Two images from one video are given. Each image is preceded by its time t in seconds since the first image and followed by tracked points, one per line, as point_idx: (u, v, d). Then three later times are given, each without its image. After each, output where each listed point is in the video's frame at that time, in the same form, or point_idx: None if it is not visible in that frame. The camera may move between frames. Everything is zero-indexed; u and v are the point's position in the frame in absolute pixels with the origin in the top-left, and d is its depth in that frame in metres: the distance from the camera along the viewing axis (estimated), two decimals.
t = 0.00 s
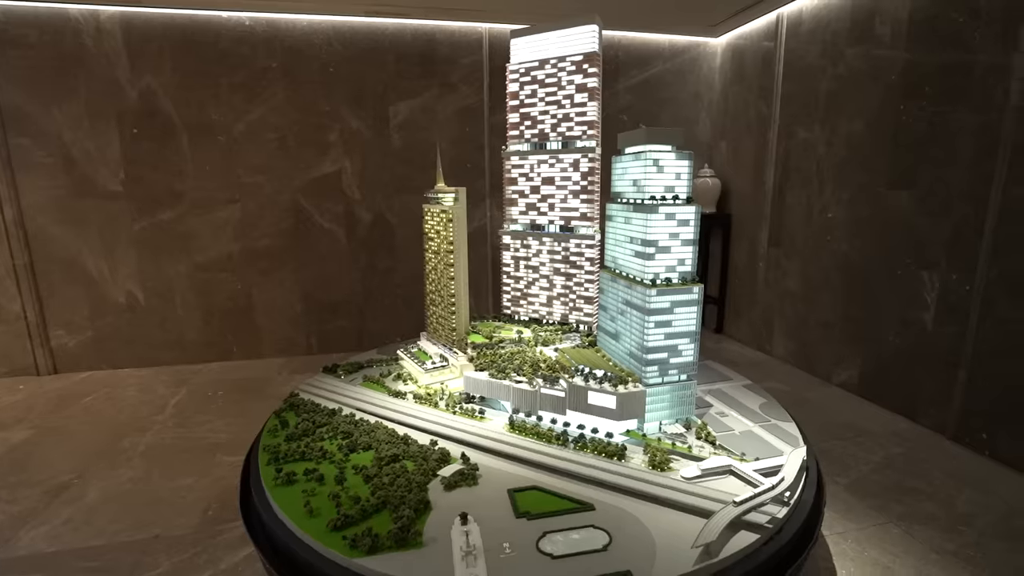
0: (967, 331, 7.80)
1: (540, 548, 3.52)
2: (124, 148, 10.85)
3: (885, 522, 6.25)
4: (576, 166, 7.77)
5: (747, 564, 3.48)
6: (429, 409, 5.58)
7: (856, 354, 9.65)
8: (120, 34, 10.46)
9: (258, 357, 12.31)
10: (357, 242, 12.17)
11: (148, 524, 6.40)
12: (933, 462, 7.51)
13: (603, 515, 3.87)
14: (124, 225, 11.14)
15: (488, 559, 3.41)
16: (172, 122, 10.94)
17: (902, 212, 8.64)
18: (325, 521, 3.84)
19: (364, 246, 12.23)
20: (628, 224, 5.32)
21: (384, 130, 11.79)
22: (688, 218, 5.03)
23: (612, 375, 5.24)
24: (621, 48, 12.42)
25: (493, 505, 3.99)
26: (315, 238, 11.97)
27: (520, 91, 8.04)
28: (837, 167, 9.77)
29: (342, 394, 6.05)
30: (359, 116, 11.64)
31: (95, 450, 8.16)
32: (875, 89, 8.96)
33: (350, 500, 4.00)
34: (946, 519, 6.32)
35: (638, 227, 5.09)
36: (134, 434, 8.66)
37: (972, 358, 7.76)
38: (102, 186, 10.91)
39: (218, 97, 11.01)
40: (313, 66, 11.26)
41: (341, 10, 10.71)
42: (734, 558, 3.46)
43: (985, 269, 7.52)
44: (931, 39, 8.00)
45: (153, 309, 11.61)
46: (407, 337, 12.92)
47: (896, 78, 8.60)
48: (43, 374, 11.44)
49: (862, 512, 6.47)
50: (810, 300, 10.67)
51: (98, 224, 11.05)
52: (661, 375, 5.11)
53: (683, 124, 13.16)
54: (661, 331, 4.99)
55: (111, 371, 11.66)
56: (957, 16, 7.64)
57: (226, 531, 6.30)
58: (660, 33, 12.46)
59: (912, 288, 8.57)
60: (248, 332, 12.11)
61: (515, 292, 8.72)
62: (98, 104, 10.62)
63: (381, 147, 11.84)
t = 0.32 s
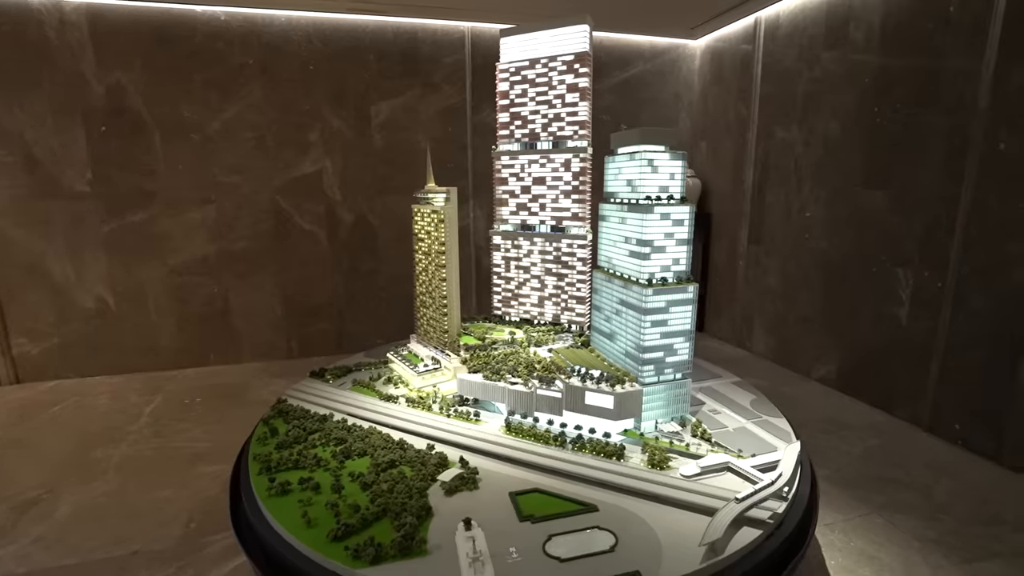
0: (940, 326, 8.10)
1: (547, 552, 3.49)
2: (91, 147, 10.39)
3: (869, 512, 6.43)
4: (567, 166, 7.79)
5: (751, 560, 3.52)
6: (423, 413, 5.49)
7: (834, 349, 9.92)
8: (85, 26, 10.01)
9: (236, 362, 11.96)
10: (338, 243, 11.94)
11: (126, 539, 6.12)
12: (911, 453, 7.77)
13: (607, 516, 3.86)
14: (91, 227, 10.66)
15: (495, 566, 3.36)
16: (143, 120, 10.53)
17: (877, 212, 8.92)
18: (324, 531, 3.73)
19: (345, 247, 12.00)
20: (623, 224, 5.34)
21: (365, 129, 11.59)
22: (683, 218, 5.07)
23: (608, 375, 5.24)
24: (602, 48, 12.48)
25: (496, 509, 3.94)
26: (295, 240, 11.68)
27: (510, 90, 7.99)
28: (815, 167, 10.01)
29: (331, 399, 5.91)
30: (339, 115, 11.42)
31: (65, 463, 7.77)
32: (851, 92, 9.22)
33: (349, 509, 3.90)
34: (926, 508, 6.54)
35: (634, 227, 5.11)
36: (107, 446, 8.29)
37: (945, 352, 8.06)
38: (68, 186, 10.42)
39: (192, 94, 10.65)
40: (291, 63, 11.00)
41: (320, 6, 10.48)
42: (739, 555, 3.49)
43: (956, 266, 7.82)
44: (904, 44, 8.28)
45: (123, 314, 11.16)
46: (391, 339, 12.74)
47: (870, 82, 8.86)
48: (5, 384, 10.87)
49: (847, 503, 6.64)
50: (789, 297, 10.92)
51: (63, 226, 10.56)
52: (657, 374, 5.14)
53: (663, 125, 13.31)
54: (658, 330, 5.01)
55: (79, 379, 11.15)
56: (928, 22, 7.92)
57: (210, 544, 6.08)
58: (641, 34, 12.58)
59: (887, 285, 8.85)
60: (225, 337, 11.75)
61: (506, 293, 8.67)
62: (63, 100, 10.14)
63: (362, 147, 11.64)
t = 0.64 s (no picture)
0: (919, 323, 8.37)
1: (560, 556, 3.46)
2: (61, 144, 9.95)
3: (858, 505, 6.60)
4: (563, 166, 7.79)
5: (761, 558, 3.57)
6: (421, 417, 5.41)
7: (817, 346, 10.16)
8: (54, 19, 9.57)
9: (217, 367, 11.63)
10: (322, 244, 11.71)
11: (109, 554, 5.88)
12: (893, 446, 8.00)
13: (617, 517, 3.85)
14: (62, 228, 10.22)
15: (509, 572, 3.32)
16: (117, 117, 10.13)
17: (858, 211, 9.16)
18: (330, 542, 3.63)
19: (329, 248, 11.77)
20: (623, 225, 5.35)
21: (349, 128, 11.38)
22: (683, 219, 5.12)
23: (609, 376, 5.25)
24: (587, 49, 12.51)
25: (504, 514, 3.90)
26: (277, 241, 11.41)
27: (505, 90, 7.93)
28: (797, 168, 10.23)
29: (325, 405, 5.77)
30: (322, 114, 11.19)
31: (38, 476, 7.43)
32: (832, 95, 9.44)
33: (355, 518, 3.80)
34: (910, 499, 6.75)
35: (635, 228, 5.12)
36: (84, 456, 7.96)
37: (924, 347, 8.32)
38: (36, 186, 9.96)
39: (168, 91, 10.29)
40: (273, 60, 10.73)
41: (302, 2, 10.24)
42: (749, 553, 3.53)
43: (934, 264, 8.08)
44: (883, 49, 8.53)
45: (97, 319, 10.73)
46: (377, 341, 12.56)
47: (850, 85, 9.09)
48: None
49: (836, 497, 6.80)
50: (773, 296, 11.13)
51: (31, 227, 10.09)
52: (658, 374, 5.16)
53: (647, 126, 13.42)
54: (659, 331, 5.04)
55: (49, 387, 10.67)
56: (906, 28, 8.17)
57: (199, 556, 5.88)
58: (625, 35, 12.65)
59: (868, 283, 9.10)
60: (205, 341, 11.40)
61: (501, 294, 8.62)
62: (30, 96, 9.68)
63: (347, 146, 11.43)
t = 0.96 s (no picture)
0: (899, 319, 8.63)
1: (576, 560, 3.45)
2: (31, 143, 9.52)
3: (848, 498, 6.76)
4: (561, 167, 7.81)
5: (772, 555, 3.63)
6: (422, 422, 5.34)
7: (802, 343, 10.39)
8: (22, 11, 9.15)
9: (199, 372, 11.30)
10: (307, 246, 11.48)
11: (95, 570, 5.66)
12: (877, 440, 8.23)
13: (628, 519, 3.86)
14: (32, 230, 9.78)
15: None
16: (91, 114, 9.75)
17: (841, 211, 9.40)
18: (340, 554, 3.54)
19: (315, 250, 11.55)
20: (624, 226, 5.38)
21: (335, 127, 11.19)
22: (684, 220, 5.17)
23: (612, 377, 5.26)
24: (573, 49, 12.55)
25: (516, 519, 3.87)
26: (261, 242, 11.14)
27: (502, 91, 7.91)
28: (781, 169, 10.44)
29: (322, 410, 5.65)
30: (307, 113, 10.97)
31: (13, 491, 7.10)
32: (815, 98, 9.67)
33: (365, 528, 3.73)
34: (896, 490, 6.96)
35: (637, 229, 5.16)
36: (61, 469, 7.63)
37: (904, 343, 8.59)
38: (5, 186, 9.52)
39: (146, 88, 9.95)
40: (255, 57, 10.47)
41: None
42: (760, 551, 3.58)
43: (915, 262, 8.34)
44: (863, 54, 8.77)
45: (71, 325, 10.31)
46: (365, 344, 12.39)
47: (833, 89, 9.32)
48: None
49: (826, 491, 6.97)
50: (757, 294, 11.34)
51: None
52: (660, 374, 5.20)
53: (633, 126, 13.52)
54: (661, 331, 5.08)
55: (20, 397, 10.22)
56: (886, 34, 8.42)
57: (191, 569, 5.70)
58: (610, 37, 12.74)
59: (850, 281, 9.35)
60: (186, 346, 11.07)
61: (497, 296, 8.58)
62: None
63: (332, 146, 11.24)
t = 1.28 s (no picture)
0: (869, 314, 9.00)
1: (587, 560, 3.45)
2: None
3: (828, 488, 7.00)
4: (551, 168, 7.82)
5: (773, 546, 3.72)
6: (416, 426, 5.25)
7: (777, 338, 10.72)
8: None
9: (169, 380, 10.84)
10: (283, 247, 11.16)
11: None
12: (851, 430, 8.56)
13: (633, 517, 3.89)
14: None
15: None
16: (49, 111, 9.22)
17: (813, 211, 9.74)
18: (345, 564, 3.44)
19: (291, 251, 11.23)
20: (617, 226, 5.42)
21: (311, 126, 10.92)
22: (677, 220, 5.26)
23: (608, 375, 5.29)
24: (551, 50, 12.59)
25: (521, 521, 3.85)
26: (234, 244, 10.77)
27: (490, 90, 7.86)
28: (755, 169, 10.74)
29: (311, 416, 5.49)
30: (282, 111, 10.67)
31: None
32: (787, 100, 9.97)
33: (370, 537, 3.64)
34: (872, 478, 7.25)
35: (632, 229, 5.20)
36: (23, 487, 7.19)
37: (875, 336, 8.95)
38: None
39: (108, 83, 9.47)
40: (226, 53, 10.10)
41: None
42: (763, 543, 3.66)
43: (884, 258, 8.71)
44: (833, 59, 9.11)
45: (28, 333, 9.73)
46: (343, 347, 12.13)
47: (804, 92, 9.64)
48: None
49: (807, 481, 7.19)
50: (734, 291, 11.63)
51: None
52: (655, 372, 5.25)
53: (610, 127, 13.67)
54: (656, 329, 5.14)
55: None
56: (854, 41, 8.77)
57: None
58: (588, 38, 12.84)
59: (823, 278, 9.69)
60: (155, 353, 10.60)
61: (487, 297, 8.54)
62: None
63: (308, 145, 10.96)
